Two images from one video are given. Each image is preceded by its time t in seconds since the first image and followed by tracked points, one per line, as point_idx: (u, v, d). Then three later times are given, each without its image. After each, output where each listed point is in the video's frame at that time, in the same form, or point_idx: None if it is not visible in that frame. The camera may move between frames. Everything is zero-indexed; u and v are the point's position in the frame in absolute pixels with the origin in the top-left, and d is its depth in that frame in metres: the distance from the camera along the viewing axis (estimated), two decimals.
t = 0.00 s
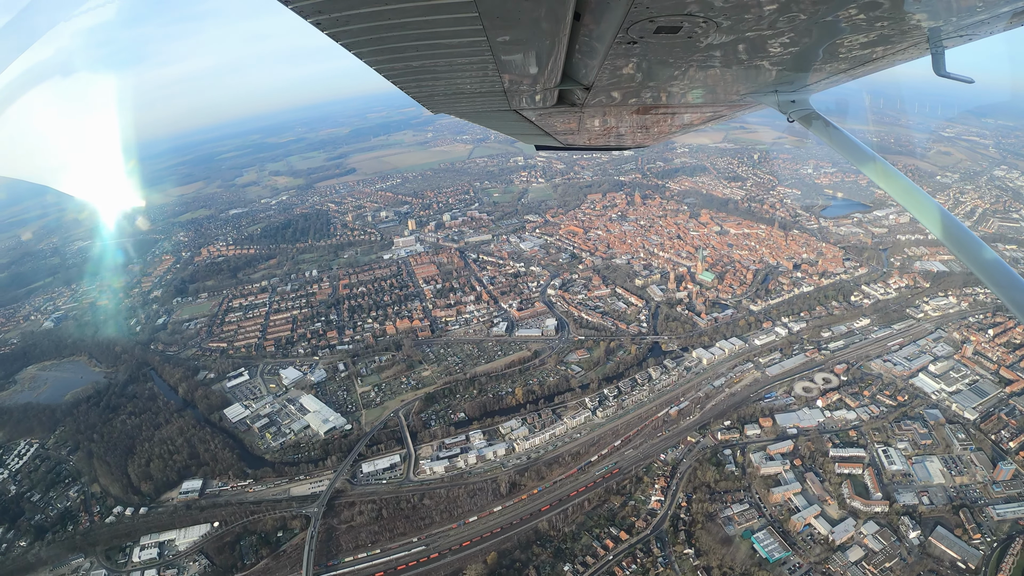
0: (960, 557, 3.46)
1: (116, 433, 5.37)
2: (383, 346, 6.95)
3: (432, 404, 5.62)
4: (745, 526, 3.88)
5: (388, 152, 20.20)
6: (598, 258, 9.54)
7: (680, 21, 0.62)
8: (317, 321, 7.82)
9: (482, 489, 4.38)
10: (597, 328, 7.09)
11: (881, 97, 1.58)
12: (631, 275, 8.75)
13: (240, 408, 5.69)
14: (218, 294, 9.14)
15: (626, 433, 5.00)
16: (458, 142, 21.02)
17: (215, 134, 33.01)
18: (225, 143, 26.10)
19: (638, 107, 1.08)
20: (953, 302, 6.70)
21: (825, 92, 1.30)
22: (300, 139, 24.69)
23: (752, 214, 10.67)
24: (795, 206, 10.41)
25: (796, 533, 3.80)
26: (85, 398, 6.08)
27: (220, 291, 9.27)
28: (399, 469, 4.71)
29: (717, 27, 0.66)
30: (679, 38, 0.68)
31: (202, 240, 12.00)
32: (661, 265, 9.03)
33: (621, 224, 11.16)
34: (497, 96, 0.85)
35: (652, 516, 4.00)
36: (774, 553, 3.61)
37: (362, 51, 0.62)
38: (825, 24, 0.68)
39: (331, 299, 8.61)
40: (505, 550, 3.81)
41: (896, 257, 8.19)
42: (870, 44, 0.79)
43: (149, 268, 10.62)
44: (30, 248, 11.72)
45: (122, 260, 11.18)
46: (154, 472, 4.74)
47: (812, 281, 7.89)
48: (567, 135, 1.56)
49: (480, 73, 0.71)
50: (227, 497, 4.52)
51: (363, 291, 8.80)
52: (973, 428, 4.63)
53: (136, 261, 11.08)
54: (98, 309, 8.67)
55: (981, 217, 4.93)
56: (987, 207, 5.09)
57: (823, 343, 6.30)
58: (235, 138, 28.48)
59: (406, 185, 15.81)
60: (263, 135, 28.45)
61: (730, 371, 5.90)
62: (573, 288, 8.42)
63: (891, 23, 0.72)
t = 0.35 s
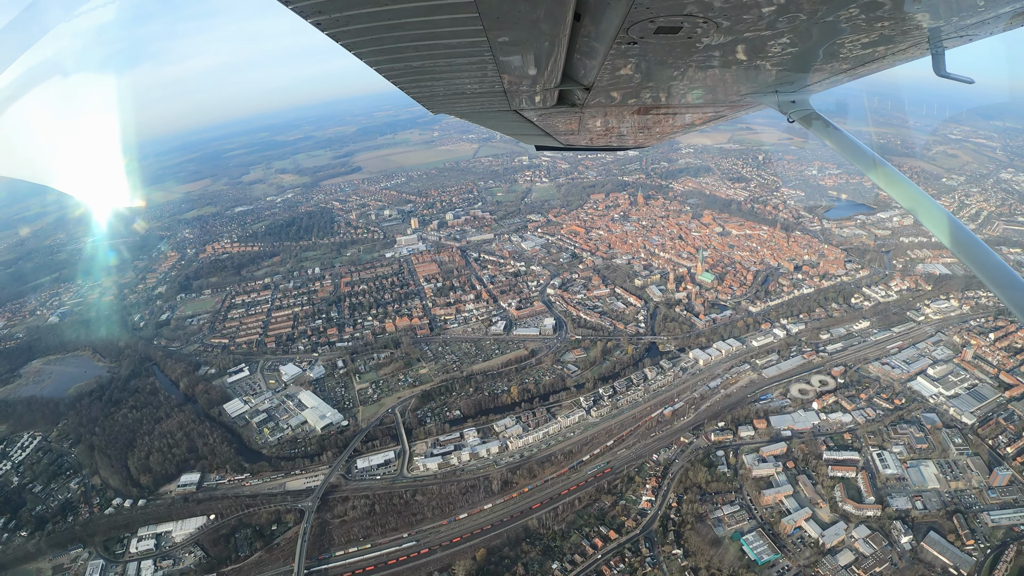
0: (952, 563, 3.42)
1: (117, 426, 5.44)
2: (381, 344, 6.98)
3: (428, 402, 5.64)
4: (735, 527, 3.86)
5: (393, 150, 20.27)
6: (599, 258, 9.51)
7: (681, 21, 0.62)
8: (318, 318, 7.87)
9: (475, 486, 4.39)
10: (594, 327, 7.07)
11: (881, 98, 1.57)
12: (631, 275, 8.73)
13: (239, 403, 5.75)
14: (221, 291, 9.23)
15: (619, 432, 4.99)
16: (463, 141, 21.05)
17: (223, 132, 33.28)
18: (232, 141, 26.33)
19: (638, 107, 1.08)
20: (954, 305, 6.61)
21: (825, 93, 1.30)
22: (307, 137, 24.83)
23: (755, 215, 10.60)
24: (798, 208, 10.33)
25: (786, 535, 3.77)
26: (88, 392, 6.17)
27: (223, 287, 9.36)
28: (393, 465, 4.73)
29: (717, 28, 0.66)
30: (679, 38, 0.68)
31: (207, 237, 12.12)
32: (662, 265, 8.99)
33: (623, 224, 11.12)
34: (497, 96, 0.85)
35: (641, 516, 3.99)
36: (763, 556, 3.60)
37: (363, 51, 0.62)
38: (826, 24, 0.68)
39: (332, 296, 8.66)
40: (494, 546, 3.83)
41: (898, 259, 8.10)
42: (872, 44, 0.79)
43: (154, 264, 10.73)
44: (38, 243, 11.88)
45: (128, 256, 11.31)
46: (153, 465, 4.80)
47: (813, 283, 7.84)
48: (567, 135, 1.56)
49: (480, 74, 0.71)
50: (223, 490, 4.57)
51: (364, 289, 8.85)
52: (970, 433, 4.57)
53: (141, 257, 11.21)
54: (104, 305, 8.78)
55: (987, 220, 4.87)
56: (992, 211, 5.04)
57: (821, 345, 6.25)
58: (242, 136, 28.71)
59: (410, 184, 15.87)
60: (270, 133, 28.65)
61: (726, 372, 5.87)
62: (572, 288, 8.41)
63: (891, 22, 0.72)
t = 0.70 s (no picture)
0: (943, 569, 3.38)
1: (118, 420, 5.51)
2: (380, 342, 7.02)
3: (424, 399, 5.66)
4: (725, 528, 3.83)
5: (398, 149, 20.33)
6: (599, 258, 9.50)
7: (682, 21, 0.62)
8: (319, 315, 7.92)
9: (467, 483, 4.41)
10: (592, 327, 7.06)
11: (882, 100, 1.55)
12: (631, 275, 8.69)
13: (239, 398, 5.80)
14: (224, 288, 9.32)
15: (613, 431, 4.99)
16: (468, 139, 21.06)
17: (231, 130, 33.52)
18: (240, 139, 26.55)
19: (638, 107, 1.08)
20: (955, 308, 6.52)
21: (825, 93, 1.30)
22: (314, 135, 24.97)
23: (758, 216, 10.52)
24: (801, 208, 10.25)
25: (776, 537, 3.74)
26: (92, 386, 6.26)
27: (227, 284, 9.45)
28: (388, 461, 4.76)
29: (716, 29, 0.66)
30: (680, 38, 0.67)
31: (212, 235, 12.23)
32: (662, 266, 8.95)
33: (625, 224, 11.08)
34: (497, 95, 0.85)
35: (631, 515, 3.99)
36: (752, 557, 3.56)
37: (363, 51, 0.61)
38: (826, 25, 0.68)
39: (333, 294, 8.71)
40: (484, 543, 3.84)
41: (900, 261, 8.01)
42: (872, 45, 0.79)
43: (159, 261, 10.84)
44: (46, 239, 12.02)
45: (134, 252, 11.44)
46: (153, 458, 4.86)
47: (813, 285, 7.79)
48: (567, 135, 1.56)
49: (479, 74, 0.71)
50: (220, 484, 4.62)
51: (365, 287, 8.89)
52: (967, 437, 4.50)
53: (146, 253, 11.32)
54: (109, 300, 8.89)
55: (993, 222, 4.79)
56: (998, 212, 4.95)
57: (820, 347, 6.20)
58: (250, 134, 28.93)
59: (414, 183, 15.92)
60: (277, 131, 28.83)
61: (722, 373, 5.84)
62: (572, 288, 8.39)
63: (892, 23, 0.72)
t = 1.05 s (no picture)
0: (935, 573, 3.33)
1: (120, 415, 5.58)
2: (379, 339, 7.05)
3: (420, 397, 5.69)
4: (715, 529, 3.81)
5: (403, 148, 20.39)
6: (599, 258, 9.48)
7: (682, 21, 0.61)
8: (319, 313, 7.97)
9: (459, 480, 4.43)
10: (589, 327, 7.06)
11: (884, 100, 1.53)
12: (630, 275, 8.66)
13: (238, 394, 5.86)
14: (227, 285, 9.41)
15: (607, 431, 4.98)
16: (473, 138, 21.06)
17: (238, 128, 33.77)
18: (247, 138, 26.77)
19: (639, 107, 1.08)
20: (957, 311, 6.43)
21: (826, 93, 1.29)
22: (320, 134, 25.11)
23: (760, 217, 10.46)
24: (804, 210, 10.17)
25: (766, 540, 3.72)
26: (95, 381, 6.34)
27: (230, 282, 9.54)
28: (383, 458, 4.80)
29: (717, 28, 0.65)
30: (680, 39, 0.67)
31: (216, 233, 12.33)
32: (662, 266, 8.91)
33: (626, 225, 11.05)
34: (497, 95, 0.85)
35: (622, 515, 3.98)
36: (740, 559, 3.53)
37: (363, 51, 0.60)
38: (827, 24, 0.68)
39: (335, 292, 8.76)
40: (474, 540, 3.86)
41: (902, 264, 7.93)
42: (873, 44, 0.79)
43: (163, 258, 10.95)
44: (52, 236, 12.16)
45: (139, 248, 11.55)
46: (153, 452, 4.92)
47: (813, 286, 7.73)
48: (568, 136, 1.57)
49: (480, 74, 0.70)
50: (218, 478, 4.68)
51: (366, 285, 8.94)
52: (963, 441, 4.45)
53: (151, 250, 11.43)
54: (113, 297, 8.99)
55: (998, 224, 4.73)
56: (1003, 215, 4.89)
57: (818, 349, 6.15)
58: (257, 133, 29.15)
59: (418, 182, 15.96)
60: (284, 130, 29.03)
61: (718, 375, 5.82)
62: (571, 288, 8.38)
63: (892, 23, 0.72)
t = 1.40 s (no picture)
0: None
1: (121, 410, 5.65)
2: (378, 338, 7.08)
3: (417, 395, 5.71)
4: (704, 531, 3.79)
5: (407, 148, 20.46)
6: (599, 258, 9.45)
7: (682, 21, 0.61)
8: (320, 311, 8.02)
9: (452, 478, 4.45)
10: (587, 327, 7.04)
11: (883, 101, 1.52)
12: (630, 276, 8.63)
13: (238, 391, 5.91)
14: (230, 283, 9.50)
15: (600, 431, 4.98)
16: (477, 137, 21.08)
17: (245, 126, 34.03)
18: (253, 137, 26.97)
19: (640, 107, 1.08)
20: (957, 314, 6.35)
21: (826, 93, 1.28)
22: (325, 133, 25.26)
23: (762, 219, 10.39)
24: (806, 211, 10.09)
25: (755, 542, 3.69)
26: (97, 377, 6.42)
27: (232, 280, 9.63)
28: (377, 455, 4.83)
29: (717, 29, 0.65)
30: (680, 38, 0.66)
31: (221, 231, 12.44)
32: (662, 267, 8.88)
33: (628, 225, 11.00)
34: (496, 95, 0.84)
35: (612, 514, 3.97)
36: (728, 561, 3.51)
37: (363, 51, 0.59)
38: (826, 25, 0.68)
39: (336, 291, 8.80)
40: (464, 537, 3.88)
41: (903, 266, 7.84)
42: (874, 44, 0.78)
43: (168, 255, 11.06)
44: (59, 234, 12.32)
45: (144, 246, 11.67)
46: (152, 447, 4.98)
47: (813, 288, 7.68)
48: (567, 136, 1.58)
49: (479, 74, 0.69)
50: (215, 473, 4.73)
51: (367, 284, 8.98)
52: (959, 445, 4.39)
53: (155, 248, 11.55)
54: (117, 293, 9.10)
55: (1002, 227, 4.67)
56: (1006, 221, 4.85)
57: (815, 351, 6.11)
58: (263, 132, 29.38)
59: (421, 182, 16.00)
60: (290, 129, 29.24)
61: (714, 376, 5.79)
62: (570, 288, 8.37)
63: (894, 22, 0.71)
